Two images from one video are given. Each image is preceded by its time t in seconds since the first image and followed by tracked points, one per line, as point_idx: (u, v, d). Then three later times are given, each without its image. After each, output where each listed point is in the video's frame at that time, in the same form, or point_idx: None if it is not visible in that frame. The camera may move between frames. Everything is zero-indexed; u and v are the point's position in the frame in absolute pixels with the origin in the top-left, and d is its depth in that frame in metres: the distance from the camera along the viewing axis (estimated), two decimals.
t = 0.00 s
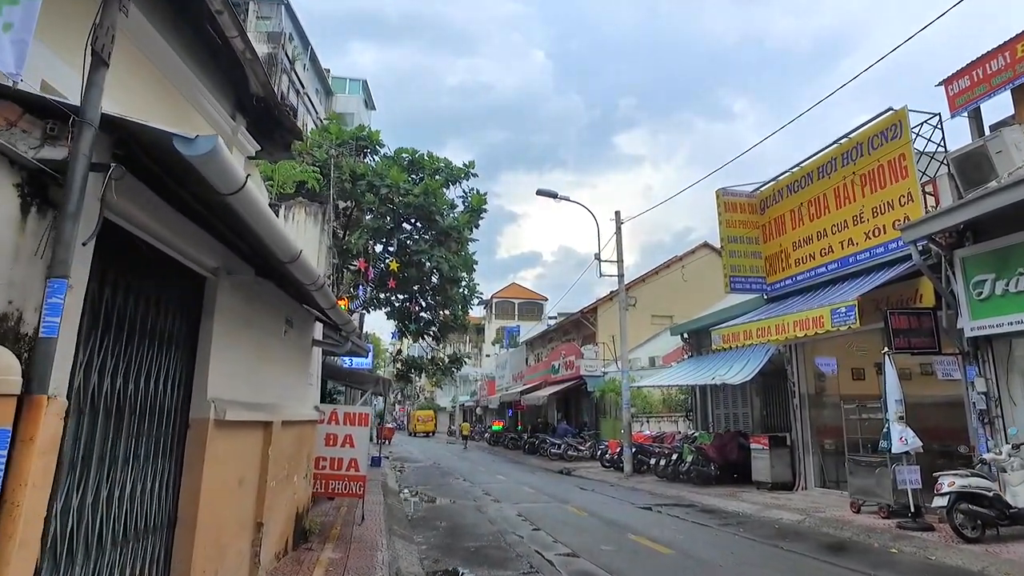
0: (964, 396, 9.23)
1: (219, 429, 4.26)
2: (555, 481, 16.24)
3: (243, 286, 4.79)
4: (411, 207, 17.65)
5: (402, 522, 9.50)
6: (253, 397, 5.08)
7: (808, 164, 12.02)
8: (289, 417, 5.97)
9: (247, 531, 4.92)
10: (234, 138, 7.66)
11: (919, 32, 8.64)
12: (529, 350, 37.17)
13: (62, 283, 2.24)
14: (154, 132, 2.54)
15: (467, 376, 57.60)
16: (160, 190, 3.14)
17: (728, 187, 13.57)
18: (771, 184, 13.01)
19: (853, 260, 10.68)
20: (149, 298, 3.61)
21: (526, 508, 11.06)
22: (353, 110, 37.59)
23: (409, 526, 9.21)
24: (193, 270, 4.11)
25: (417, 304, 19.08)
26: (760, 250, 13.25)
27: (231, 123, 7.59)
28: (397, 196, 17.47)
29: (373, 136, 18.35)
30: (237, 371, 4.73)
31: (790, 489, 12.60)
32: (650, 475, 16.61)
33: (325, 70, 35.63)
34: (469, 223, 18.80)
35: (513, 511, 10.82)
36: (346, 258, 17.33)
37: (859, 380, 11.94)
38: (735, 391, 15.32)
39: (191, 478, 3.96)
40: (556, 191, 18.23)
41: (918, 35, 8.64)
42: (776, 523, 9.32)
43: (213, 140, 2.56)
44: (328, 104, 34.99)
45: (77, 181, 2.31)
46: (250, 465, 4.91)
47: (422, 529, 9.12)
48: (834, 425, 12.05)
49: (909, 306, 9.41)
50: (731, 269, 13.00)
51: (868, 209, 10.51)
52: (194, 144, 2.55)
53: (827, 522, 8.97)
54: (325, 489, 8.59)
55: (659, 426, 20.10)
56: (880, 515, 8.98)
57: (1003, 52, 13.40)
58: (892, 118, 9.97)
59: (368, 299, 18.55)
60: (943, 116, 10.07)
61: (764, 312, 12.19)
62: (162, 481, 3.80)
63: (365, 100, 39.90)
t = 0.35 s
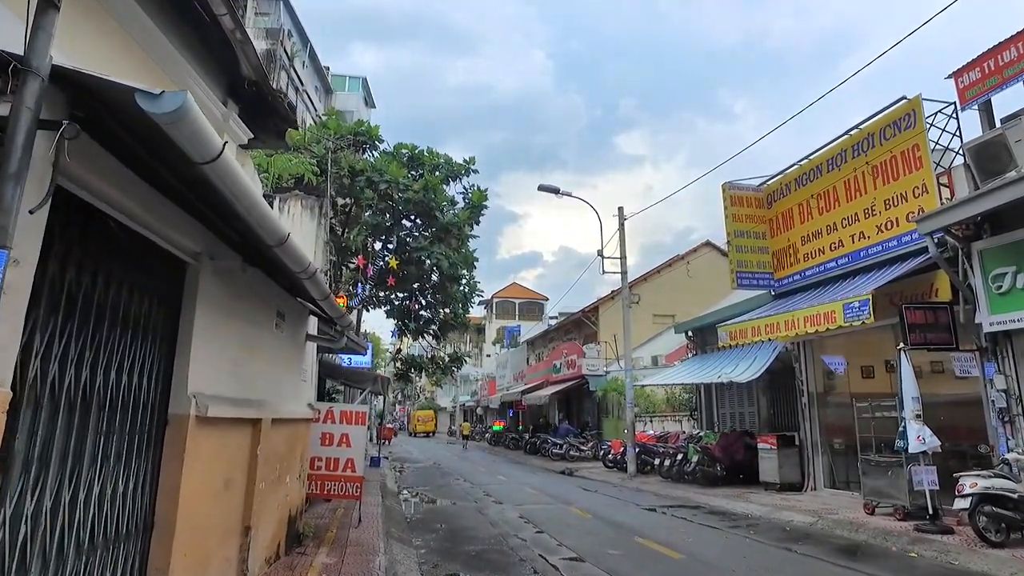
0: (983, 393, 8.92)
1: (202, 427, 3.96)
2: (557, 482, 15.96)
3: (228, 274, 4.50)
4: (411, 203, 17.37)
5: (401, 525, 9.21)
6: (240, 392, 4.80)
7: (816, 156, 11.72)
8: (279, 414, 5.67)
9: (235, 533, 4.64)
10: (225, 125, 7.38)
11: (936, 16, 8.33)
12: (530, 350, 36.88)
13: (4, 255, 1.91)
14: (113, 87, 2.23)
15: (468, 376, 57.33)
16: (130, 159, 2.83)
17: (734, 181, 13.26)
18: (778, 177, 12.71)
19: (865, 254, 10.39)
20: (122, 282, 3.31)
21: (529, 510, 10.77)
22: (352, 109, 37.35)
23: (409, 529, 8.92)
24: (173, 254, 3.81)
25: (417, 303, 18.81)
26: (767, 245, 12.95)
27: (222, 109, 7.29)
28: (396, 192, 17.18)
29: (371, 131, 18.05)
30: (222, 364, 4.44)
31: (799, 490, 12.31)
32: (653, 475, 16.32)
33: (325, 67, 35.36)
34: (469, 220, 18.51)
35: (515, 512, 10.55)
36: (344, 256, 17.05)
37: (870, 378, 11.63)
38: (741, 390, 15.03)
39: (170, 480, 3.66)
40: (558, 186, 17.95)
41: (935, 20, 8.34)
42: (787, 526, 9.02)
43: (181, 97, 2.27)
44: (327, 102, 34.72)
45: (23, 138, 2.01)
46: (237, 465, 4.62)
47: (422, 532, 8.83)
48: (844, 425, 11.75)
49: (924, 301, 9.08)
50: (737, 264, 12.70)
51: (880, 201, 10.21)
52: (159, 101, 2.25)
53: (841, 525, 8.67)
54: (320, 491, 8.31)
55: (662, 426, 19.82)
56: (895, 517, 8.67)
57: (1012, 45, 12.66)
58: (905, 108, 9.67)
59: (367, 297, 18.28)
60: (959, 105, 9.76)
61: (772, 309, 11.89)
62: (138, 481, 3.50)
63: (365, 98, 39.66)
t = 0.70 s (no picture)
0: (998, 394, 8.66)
1: (171, 430, 3.61)
2: (555, 484, 15.63)
3: (203, 264, 4.16)
4: (407, 199, 17.03)
5: (395, 530, 8.87)
6: (218, 391, 4.46)
7: (823, 150, 11.39)
8: (263, 415, 5.33)
9: (213, 544, 4.30)
10: (209, 111, 6.99)
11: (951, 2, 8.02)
12: (527, 350, 36.56)
13: None
14: (45, 32, 1.89)
15: (464, 376, 56.98)
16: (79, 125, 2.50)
17: (738, 176, 12.94)
18: (783, 172, 12.40)
19: (874, 250, 10.09)
20: (75, 269, 2.98)
21: (528, 514, 10.44)
22: (349, 106, 36.96)
23: (402, 535, 8.58)
24: (139, 240, 3.48)
25: (413, 301, 18.48)
26: (771, 242, 12.65)
27: (206, 95, 6.94)
28: (391, 188, 16.84)
29: (367, 126, 17.70)
30: (197, 361, 4.10)
31: (804, 492, 12.00)
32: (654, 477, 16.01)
33: (321, 63, 34.93)
34: (466, 217, 18.18)
35: (513, 516, 10.22)
36: (339, 253, 16.71)
37: (875, 378, 11.29)
38: (743, 390, 14.73)
39: (134, 489, 3.31)
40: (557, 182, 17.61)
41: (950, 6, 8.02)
42: (795, 531, 8.71)
43: (125, 48, 1.93)
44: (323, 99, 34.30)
45: None
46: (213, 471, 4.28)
47: (416, 538, 8.50)
48: (850, 426, 11.46)
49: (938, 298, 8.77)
50: (742, 261, 12.38)
51: (890, 196, 9.91)
52: (98, 52, 1.91)
53: (852, 530, 8.36)
54: (310, 495, 7.98)
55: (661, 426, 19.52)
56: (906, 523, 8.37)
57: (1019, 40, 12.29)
58: (917, 99, 9.36)
59: (362, 295, 17.94)
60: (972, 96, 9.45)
61: (777, 307, 11.58)
62: (95, 490, 3.16)
63: (361, 94, 39.28)
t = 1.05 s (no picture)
0: (1005, 393, 8.43)
1: (132, 429, 3.30)
2: (550, 485, 15.36)
3: (171, 250, 3.87)
4: (400, 195, 16.73)
5: (384, 534, 8.58)
6: (187, 387, 4.15)
7: (824, 143, 11.17)
8: (240, 414, 5.02)
9: (182, 551, 4.00)
10: (188, 96, 6.62)
11: None
12: (522, 349, 36.29)
13: None
14: None
15: (459, 376, 56.72)
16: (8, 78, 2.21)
17: (737, 171, 12.70)
18: (783, 167, 12.17)
19: (877, 246, 9.87)
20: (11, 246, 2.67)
21: (522, 516, 10.16)
22: (343, 103, 36.63)
23: (392, 538, 8.29)
24: (95, 219, 3.17)
25: (406, 299, 18.20)
26: (771, 238, 12.41)
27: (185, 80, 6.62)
28: (384, 183, 16.53)
29: (359, 121, 17.40)
30: (163, 355, 3.79)
31: (804, 494, 11.76)
32: (650, 478, 15.76)
33: (315, 60, 34.55)
34: (460, 214, 17.90)
35: (506, 519, 9.95)
36: (330, 250, 16.42)
37: (876, 377, 11.09)
38: (742, 389, 14.48)
39: (86, 494, 3.00)
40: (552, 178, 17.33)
41: None
42: (797, 534, 8.45)
43: None
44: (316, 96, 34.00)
45: None
46: (180, 475, 3.96)
47: (406, 542, 8.21)
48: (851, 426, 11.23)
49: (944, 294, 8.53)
50: (741, 257, 12.14)
51: (894, 190, 9.68)
52: None
53: (856, 532, 8.11)
54: (295, 498, 7.68)
55: (658, 426, 19.28)
56: (911, 525, 8.13)
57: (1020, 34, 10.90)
58: (922, 90, 9.12)
59: (355, 293, 17.63)
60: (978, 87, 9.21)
61: (777, 304, 11.34)
62: (36, 497, 2.84)
63: (355, 92, 38.99)
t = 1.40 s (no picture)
0: (1011, 391, 8.21)
1: (82, 428, 3.00)
2: (544, 485, 15.11)
3: (133, 234, 3.58)
4: (392, 191, 16.42)
5: (371, 537, 8.29)
6: (151, 382, 3.85)
7: (825, 137, 10.95)
8: (214, 412, 4.72)
9: (144, 560, 3.69)
10: (163, 80, 6.32)
11: None
12: (517, 349, 36.02)
13: None
14: None
15: (453, 375, 56.42)
16: None
17: (735, 166, 12.48)
18: (782, 162, 11.95)
19: (879, 241, 9.66)
20: None
21: (514, 518, 9.90)
22: (336, 100, 36.28)
23: (379, 541, 8.00)
24: (40, 196, 2.88)
25: (399, 297, 17.91)
26: (770, 234, 12.19)
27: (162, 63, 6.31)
28: (375, 179, 16.22)
29: (351, 116, 17.08)
30: (122, 347, 3.49)
31: (803, 495, 11.53)
32: (645, 478, 15.52)
33: (308, 57, 34.26)
34: (453, 210, 17.60)
35: (498, 521, 9.67)
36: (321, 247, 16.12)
37: (876, 376, 10.87)
38: (739, 389, 14.25)
39: (25, 499, 2.69)
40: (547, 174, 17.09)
41: None
42: (797, 537, 8.21)
43: None
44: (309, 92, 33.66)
45: None
46: (142, 477, 3.65)
47: (394, 545, 7.92)
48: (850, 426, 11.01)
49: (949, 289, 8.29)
50: (739, 253, 11.92)
51: (896, 184, 9.47)
52: None
53: (858, 535, 7.87)
54: (278, 499, 7.39)
55: (653, 426, 19.05)
56: (914, 528, 7.90)
57: None
58: (926, 81, 8.90)
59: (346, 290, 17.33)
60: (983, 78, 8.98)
61: (775, 301, 11.12)
62: None
63: (349, 88, 38.66)
